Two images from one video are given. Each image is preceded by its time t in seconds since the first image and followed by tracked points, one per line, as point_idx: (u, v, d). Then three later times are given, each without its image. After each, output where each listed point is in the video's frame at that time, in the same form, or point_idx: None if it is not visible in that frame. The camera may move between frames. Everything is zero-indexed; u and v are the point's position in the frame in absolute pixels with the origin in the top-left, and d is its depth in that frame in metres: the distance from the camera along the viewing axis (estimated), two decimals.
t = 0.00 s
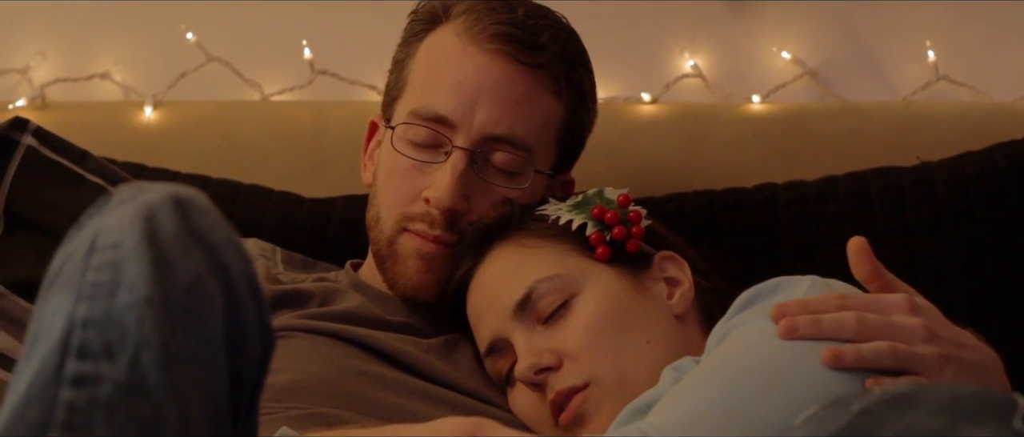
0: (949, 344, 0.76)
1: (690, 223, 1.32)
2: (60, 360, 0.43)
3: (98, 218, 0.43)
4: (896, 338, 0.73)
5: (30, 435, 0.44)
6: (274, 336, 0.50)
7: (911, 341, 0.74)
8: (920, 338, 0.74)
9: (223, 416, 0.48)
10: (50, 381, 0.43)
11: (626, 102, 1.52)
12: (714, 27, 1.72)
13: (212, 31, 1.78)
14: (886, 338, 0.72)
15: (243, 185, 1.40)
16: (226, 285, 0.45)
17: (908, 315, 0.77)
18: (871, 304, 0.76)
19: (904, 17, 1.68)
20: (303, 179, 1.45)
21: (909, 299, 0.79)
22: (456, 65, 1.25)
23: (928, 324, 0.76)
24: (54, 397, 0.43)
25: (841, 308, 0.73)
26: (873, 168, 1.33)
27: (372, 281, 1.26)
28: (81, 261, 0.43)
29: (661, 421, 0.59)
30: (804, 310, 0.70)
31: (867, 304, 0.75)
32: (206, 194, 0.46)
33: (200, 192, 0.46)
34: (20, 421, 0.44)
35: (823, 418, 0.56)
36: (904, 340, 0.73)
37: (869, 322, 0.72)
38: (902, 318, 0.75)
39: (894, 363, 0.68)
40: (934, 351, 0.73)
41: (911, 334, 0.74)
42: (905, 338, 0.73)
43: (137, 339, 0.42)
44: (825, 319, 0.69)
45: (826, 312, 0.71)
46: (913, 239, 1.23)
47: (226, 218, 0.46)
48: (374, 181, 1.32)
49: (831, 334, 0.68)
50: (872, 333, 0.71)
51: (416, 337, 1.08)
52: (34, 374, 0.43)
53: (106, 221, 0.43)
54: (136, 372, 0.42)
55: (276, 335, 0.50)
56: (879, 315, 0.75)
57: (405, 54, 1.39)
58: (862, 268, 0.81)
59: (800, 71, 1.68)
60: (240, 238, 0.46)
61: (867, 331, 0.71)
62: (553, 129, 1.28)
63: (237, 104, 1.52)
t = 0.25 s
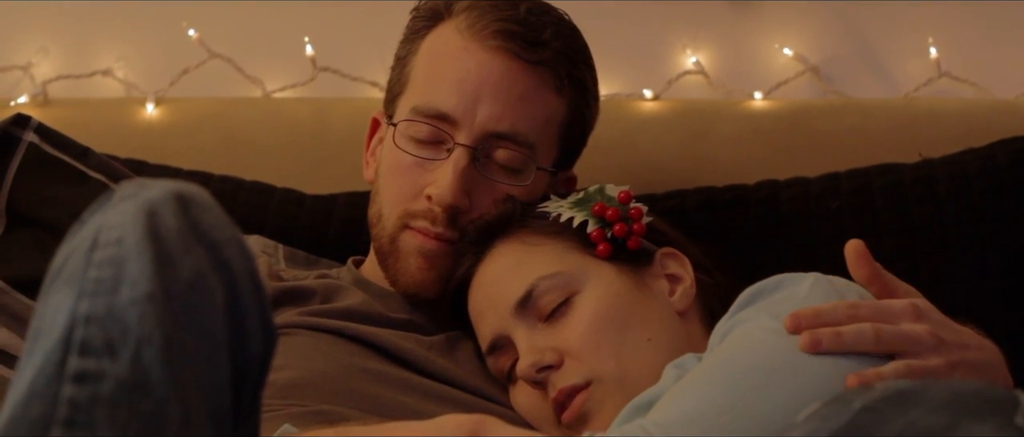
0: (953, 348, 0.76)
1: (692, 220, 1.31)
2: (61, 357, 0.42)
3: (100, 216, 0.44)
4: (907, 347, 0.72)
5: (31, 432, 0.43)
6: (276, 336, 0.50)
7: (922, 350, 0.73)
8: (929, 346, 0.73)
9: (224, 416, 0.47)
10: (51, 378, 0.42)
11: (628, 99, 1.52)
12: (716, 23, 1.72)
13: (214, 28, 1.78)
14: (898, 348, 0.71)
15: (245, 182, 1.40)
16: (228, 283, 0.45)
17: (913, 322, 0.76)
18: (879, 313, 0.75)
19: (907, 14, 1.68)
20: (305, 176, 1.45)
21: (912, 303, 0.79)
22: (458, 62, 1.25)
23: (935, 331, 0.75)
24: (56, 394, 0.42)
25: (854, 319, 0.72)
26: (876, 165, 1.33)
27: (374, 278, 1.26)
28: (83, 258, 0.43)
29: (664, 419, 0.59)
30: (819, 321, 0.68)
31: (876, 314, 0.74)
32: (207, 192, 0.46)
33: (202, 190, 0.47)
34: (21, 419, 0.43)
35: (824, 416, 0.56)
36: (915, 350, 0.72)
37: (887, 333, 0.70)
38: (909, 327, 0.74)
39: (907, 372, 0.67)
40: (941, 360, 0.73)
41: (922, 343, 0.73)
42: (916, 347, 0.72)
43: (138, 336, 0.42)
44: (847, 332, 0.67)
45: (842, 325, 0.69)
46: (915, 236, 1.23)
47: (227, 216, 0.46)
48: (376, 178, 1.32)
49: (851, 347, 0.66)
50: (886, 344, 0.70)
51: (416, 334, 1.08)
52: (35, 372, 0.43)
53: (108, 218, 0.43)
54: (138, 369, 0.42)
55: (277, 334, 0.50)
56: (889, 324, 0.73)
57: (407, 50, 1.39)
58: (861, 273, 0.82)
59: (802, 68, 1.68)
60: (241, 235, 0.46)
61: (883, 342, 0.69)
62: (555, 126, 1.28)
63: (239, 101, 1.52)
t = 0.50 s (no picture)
0: (954, 343, 0.76)
1: (693, 217, 1.32)
2: (62, 355, 0.42)
3: (101, 213, 0.43)
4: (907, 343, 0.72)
5: (34, 429, 0.43)
6: (278, 334, 0.49)
7: (922, 345, 0.73)
8: (930, 342, 0.73)
9: (227, 412, 0.47)
10: (53, 376, 0.42)
11: (629, 95, 1.52)
12: (718, 20, 1.72)
13: (215, 25, 1.78)
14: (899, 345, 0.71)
15: (246, 179, 1.40)
16: (229, 280, 0.45)
17: (914, 317, 0.76)
18: (880, 309, 0.75)
19: (909, 10, 1.67)
20: (306, 172, 1.45)
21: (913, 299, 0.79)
22: (458, 59, 1.25)
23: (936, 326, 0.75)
24: (57, 391, 0.43)
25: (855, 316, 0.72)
26: (878, 162, 1.33)
27: (375, 275, 1.26)
28: (84, 255, 0.42)
29: (664, 415, 0.59)
30: (822, 317, 0.68)
31: (877, 311, 0.74)
32: (209, 189, 0.46)
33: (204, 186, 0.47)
34: (25, 416, 0.43)
35: (825, 412, 0.56)
36: (916, 345, 0.72)
37: (888, 330, 0.70)
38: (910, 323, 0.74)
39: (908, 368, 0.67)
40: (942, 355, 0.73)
41: (922, 338, 0.73)
42: (917, 342, 0.72)
43: (139, 334, 0.42)
44: (849, 330, 0.66)
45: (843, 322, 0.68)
46: (916, 233, 1.22)
47: (229, 212, 0.45)
48: (377, 175, 1.32)
49: (853, 344, 0.66)
50: (887, 339, 0.70)
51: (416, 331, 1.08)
52: (37, 370, 0.43)
53: (109, 215, 0.43)
54: (139, 366, 0.42)
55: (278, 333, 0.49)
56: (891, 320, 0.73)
57: (407, 47, 1.39)
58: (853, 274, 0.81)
59: (803, 65, 1.68)
60: (242, 232, 0.46)
61: (883, 338, 0.69)
62: (556, 123, 1.28)
63: (240, 98, 1.52)
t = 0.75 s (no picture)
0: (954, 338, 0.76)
1: (693, 216, 1.32)
2: (62, 354, 0.42)
3: (101, 213, 0.44)
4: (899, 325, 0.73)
5: (32, 431, 0.43)
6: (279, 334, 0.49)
7: (913, 326, 0.74)
8: (926, 323, 0.74)
9: (228, 413, 0.46)
10: (52, 376, 0.42)
11: (629, 94, 1.52)
12: (718, 19, 1.72)
13: (215, 23, 1.78)
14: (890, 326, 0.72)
15: (246, 178, 1.40)
16: (230, 279, 0.45)
17: (912, 301, 0.77)
18: (873, 292, 0.76)
19: (909, 9, 1.67)
20: (306, 171, 1.45)
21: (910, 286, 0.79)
22: (458, 58, 1.25)
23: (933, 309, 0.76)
24: (57, 391, 0.42)
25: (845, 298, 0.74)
26: (878, 161, 1.33)
27: (375, 275, 1.26)
28: (84, 255, 0.42)
29: (666, 416, 0.59)
30: (806, 299, 0.71)
31: (869, 293, 0.76)
32: (208, 188, 0.46)
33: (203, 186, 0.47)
34: (24, 417, 0.43)
35: (826, 411, 0.56)
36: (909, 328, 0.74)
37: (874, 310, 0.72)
38: (906, 304, 0.75)
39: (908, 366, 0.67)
40: (935, 333, 0.74)
41: (915, 320, 0.74)
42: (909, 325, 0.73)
43: (139, 332, 0.42)
44: (826, 309, 0.69)
45: (825, 302, 0.71)
46: (916, 232, 1.22)
47: (229, 211, 0.46)
48: (377, 174, 1.32)
49: (833, 323, 0.68)
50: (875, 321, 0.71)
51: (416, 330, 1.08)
52: (36, 370, 0.43)
53: (109, 214, 0.43)
54: (140, 365, 0.42)
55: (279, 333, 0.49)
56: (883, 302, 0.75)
57: (407, 46, 1.39)
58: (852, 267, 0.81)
59: (803, 64, 1.68)
60: (243, 231, 0.46)
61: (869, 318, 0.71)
62: (556, 121, 1.28)
63: (240, 97, 1.52)
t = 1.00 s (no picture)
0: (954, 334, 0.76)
1: (692, 215, 1.32)
2: (61, 355, 0.41)
3: (100, 213, 0.43)
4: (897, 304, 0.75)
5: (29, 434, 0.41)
6: (275, 333, 0.50)
7: (911, 304, 0.76)
8: (925, 300, 0.76)
9: (227, 410, 0.47)
10: (50, 378, 0.41)
11: (629, 94, 1.52)
12: (718, 19, 1.72)
13: (215, 23, 1.78)
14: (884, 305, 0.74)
15: (246, 179, 1.40)
16: (228, 278, 0.45)
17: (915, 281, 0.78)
18: (875, 273, 0.79)
19: (909, 9, 1.67)
20: (306, 172, 1.45)
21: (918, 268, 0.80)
22: (457, 57, 1.24)
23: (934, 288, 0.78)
24: (56, 392, 0.41)
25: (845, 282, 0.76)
26: (877, 161, 1.33)
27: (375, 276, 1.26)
28: (82, 255, 0.42)
29: (667, 419, 0.58)
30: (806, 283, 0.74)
31: (870, 274, 0.78)
32: (207, 189, 0.46)
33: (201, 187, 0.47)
34: (20, 419, 0.41)
35: (825, 411, 0.55)
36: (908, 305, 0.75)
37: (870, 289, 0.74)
38: (906, 284, 0.77)
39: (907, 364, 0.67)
40: (932, 311, 0.75)
41: (915, 299, 0.76)
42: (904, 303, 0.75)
43: (140, 332, 0.41)
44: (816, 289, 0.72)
45: (823, 283, 0.74)
46: (915, 231, 1.22)
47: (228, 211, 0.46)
48: (376, 173, 1.32)
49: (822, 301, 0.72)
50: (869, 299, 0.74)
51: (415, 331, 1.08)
52: (33, 372, 0.42)
53: (108, 214, 0.43)
54: (140, 365, 0.41)
55: (276, 332, 0.50)
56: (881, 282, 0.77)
57: (406, 46, 1.39)
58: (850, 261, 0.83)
59: (803, 63, 1.68)
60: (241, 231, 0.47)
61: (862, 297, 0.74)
62: (555, 120, 1.28)
63: (240, 97, 1.52)
